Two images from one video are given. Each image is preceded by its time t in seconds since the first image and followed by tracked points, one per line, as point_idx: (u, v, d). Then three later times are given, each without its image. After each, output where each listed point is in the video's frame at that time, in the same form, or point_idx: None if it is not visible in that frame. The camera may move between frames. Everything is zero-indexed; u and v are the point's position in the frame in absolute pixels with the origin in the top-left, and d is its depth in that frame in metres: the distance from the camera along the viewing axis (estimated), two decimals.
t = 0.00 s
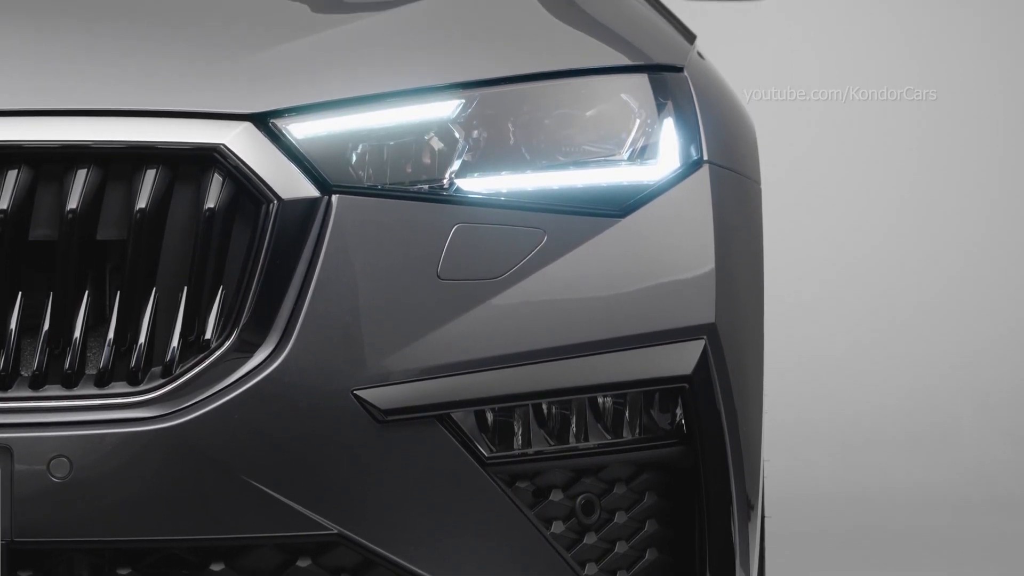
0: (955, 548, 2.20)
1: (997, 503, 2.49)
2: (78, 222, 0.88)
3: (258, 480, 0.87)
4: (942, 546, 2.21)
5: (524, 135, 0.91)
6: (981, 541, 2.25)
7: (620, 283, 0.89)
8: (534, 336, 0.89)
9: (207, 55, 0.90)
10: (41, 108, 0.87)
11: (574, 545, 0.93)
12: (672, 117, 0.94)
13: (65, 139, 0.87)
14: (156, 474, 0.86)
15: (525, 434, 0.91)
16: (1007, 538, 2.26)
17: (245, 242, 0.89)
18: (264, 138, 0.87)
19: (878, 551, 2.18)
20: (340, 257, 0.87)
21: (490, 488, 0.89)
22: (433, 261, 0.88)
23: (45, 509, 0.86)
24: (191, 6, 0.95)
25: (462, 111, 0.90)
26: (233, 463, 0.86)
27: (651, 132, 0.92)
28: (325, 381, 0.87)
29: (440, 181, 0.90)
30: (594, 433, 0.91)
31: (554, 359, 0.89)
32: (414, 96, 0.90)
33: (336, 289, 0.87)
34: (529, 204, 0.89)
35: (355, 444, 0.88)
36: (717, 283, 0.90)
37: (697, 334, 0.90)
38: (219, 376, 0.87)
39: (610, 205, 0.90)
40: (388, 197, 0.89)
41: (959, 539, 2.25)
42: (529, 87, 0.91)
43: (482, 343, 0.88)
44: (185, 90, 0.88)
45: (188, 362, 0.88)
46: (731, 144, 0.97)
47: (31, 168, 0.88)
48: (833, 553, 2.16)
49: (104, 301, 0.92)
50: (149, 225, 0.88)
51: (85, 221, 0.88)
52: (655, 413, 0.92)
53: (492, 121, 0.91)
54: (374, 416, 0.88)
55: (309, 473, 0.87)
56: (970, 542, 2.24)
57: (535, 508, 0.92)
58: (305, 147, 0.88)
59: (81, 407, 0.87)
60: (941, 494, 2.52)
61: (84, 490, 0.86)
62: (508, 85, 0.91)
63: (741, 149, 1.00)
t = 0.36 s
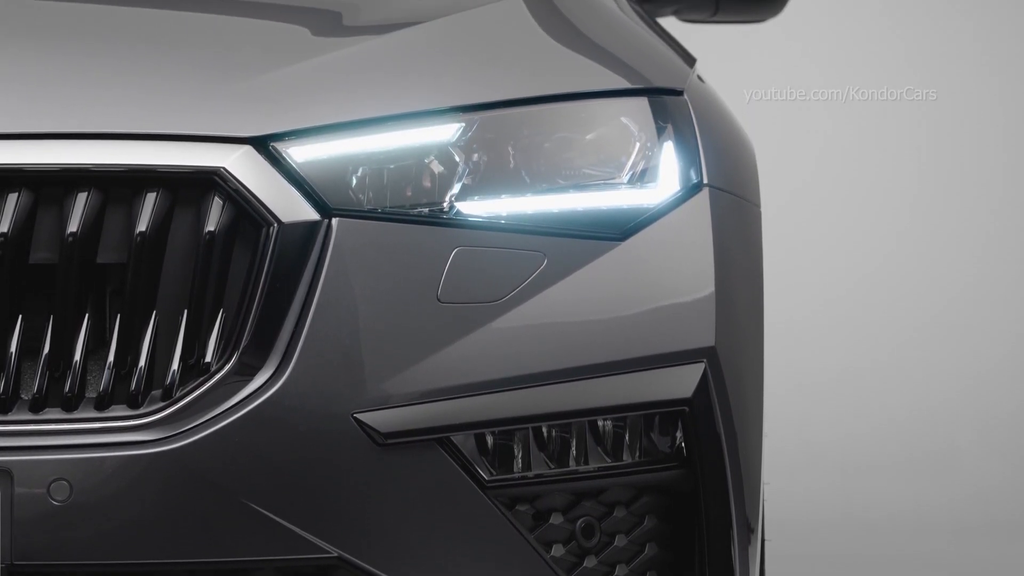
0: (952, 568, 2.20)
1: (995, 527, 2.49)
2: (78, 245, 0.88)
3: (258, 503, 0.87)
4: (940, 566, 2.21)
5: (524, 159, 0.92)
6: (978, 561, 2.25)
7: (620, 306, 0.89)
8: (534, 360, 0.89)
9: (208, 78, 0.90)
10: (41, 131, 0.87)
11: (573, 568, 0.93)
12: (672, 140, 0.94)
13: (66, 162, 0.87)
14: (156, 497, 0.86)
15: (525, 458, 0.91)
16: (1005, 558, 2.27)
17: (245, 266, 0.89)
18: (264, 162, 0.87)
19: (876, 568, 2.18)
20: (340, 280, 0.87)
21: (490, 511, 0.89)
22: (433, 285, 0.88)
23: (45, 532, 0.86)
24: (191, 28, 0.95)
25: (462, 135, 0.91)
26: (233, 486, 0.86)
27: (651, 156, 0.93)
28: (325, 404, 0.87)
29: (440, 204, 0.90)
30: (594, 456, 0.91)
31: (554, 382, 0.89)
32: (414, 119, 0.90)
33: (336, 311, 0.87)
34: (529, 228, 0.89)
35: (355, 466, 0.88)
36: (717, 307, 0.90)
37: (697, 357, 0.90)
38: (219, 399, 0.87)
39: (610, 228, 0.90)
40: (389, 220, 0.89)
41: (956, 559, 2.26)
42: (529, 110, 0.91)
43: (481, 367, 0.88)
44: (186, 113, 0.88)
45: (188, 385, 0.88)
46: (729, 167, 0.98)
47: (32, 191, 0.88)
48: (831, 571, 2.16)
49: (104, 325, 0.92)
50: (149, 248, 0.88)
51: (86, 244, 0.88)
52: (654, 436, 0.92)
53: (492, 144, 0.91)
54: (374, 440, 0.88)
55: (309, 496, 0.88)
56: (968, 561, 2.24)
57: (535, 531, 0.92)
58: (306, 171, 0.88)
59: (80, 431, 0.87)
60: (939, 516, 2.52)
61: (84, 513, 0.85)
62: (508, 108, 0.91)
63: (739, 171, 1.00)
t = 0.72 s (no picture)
0: None
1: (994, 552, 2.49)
2: (79, 270, 0.88)
3: (257, 528, 0.87)
4: None
5: (524, 184, 0.92)
6: None
7: (620, 331, 0.89)
8: (534, 385, 0.89)
9: (208, 103, 0.90)
10: (41, 156, 0.87)
11: None
12: (671, 165, 0.95)
13: (66, 186, 0.87)
14: (155, 522, 0.85)
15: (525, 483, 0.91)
16: None
17: (245, 290, 0.90)
18: (264, 187, 0.87)
19: None
20: (340, 305, 0.87)
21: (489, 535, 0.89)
22: (433, 310, 0.88)
23: (45, 557, 0.86)
24: (192, 51, 0.95)
25: (461, 159, 0.91)
26: (232, 511, 0.86)
27: (651, 181, 0.93)
28: (325, 429, 0.87)
29: (440, 229, 0.90)
30: (594, 481, 0.91)
31: (554, 407, 0.89)
32: (414, 144, 0.90)
33: (336, 336, 0.87)
34: (529, 253, 0.89)
35: (354, 491, 0.88)
36: (717, 332, 0.90)
37: (697, 382, 0.90)
38: (219, 425, 0.87)
39: (610, 253, 0.90)
40: (389, 245, 0.89)
41: None
42: (529, 135, 0.92)
43: (481, 392, 0.88)
44: (186, 138, 0.88)
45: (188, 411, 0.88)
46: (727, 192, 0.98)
47: (32, 217, 0.89)
48: None
49: (104, 349, 0.93)
50: (149, 273, 0.88)
51: (86, 269, 0.88)
52: (654, 461, 0.92)
53: (492, 169, 0.91)
54: (374, 464, 0.88)
55: (309, 521, 0.88)
56: None
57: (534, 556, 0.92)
58: (306, 196, 0.88)
59: (80, 456, 0.87)
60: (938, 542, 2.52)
61: (84, 538, 0.85)
62: (509, 134, 0.92)
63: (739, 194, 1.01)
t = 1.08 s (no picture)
0: None
1: None
2: (79, 296, 0.88)
3: (257, 553, 0.87)
4: None
5: (524, 211, 0.92)
6: None
7: (620, 357, 0.89)
8: (534, 413, 0.88)
9: (209, 131, 0.90)
10: (41, 182, 0.87)
11: None
12: (671, 192, 0.95)
13: (66, 213, 0.87)
14: (155, 548, 0.85)
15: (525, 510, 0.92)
16: None
17: (245, 317, 0.90)
18: (264, 214, 0.87)
19: None
20: (340, 332, 0.87)
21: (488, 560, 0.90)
22: (433, 337, 0.88)
23: None
24: (193, 78, 0.96)
25: (461, 187, 0.91)
26: (232, 537, 0.86)
27: (650, 208, 0.93)
28: (325, 456, 0.87)
29: (440, 256, 0.90)
30: (594, 508, 0.92)
31: (554, 434, 0.89)
32: (414, 170, 0.90)
33: (336, 362, 0.87)
34: (530, 280, 0.89)
35: (354, 516, 0.88)
36: (717, 360, 0.90)
37: (697, 409, 0.90)
38: (219, 452, 0.87)
39: (610, 280, 0.90)
40: (389, 272, 0.89)
41: None
42: (529, 163, 0.92)
43: (481, 419, 0.88)
44: (186, 165, 0.88)
45: (188, 438, 0.88)
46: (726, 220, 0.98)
47: (33, 243, 0.89)
48: None
49: (104, 376, 0.93)
50: (149, 299, 0.88)
51: (86, 295, 0.88)
52: (654, 488, 0.92)
53: (492, 197, 0.91)
54: (374, 491, 0.88)
55: (309, 547, 0.88)
56: None
57: None
58: (306, 223, 0.88)
59: (80, 483, 0.87)
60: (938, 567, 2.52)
61: (84, 565, 0.85)
62: (508, 161, 0.92)
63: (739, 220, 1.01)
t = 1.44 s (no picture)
0: None
1: None
2: (80, 324, 0.88)
3: None
4: None
5: (524, 239, 0.92)
6: None
7: (621, 386, 0.89)
8: (534, 441, 0.88)
9: (210, 158, 0.90)
10: (42, 210, 0.87)
11: None
12: (671, 221, 0.95)
13: (67, 241, 0.87)
14: None
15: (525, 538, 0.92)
16: None
17: (246, 344, 0.90)
18: (264, 242, 0.87)
19: None
20: (339, 361, 0.87)
21: None
22: (433, 365, 0.88)
23: None
24: (195, 105, 0.96)
25: (462, 215, 0.91)
26: (232, 565, 0.86)
27: (650, 237, 0.94)
28: (325, 484, 0.87)
29: (440, 284, 0.90)
30: (594, 536, 0.92)
31: (554, 462, 0.89)
32: (414, 199, 0.91)
33: (334, 390, 0.87)
34: (530, 308, 0.89)
35: (354, 544, 0.88)
36: (717, 388, 0.90)
37: (696, 437, 0.90)
38: (219, 480, 0.86)
39: (610, 308, 0.90)
40: (390, 300, 0.89)
41: None
42: (529, 191, 0.93)
43: (481, 448, 0.88)
44: (187, 193, 0.88)
45: (188, 466, 0.88)
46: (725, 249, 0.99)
47: (33, 271, 0.89)
48: None
49: (105, 404, 0.93)
50: (149, 327, 0.88)
51: (86, 323, 0.88)
52: (654, 516, 0.92)
53: (492, 225, 0.92)
54: (374, 520, 0.88)
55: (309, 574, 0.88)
56: None
57: None
58: (306, 251, 0.88)
59: (80, 512, 0.87)
60: None
61: None
62: (508, 189, 0.93)
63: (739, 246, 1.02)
